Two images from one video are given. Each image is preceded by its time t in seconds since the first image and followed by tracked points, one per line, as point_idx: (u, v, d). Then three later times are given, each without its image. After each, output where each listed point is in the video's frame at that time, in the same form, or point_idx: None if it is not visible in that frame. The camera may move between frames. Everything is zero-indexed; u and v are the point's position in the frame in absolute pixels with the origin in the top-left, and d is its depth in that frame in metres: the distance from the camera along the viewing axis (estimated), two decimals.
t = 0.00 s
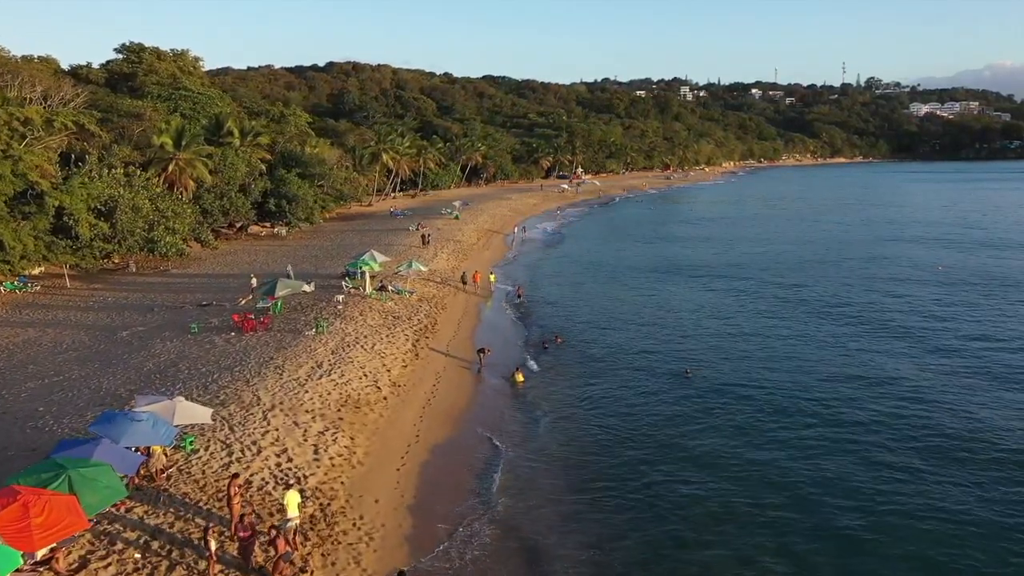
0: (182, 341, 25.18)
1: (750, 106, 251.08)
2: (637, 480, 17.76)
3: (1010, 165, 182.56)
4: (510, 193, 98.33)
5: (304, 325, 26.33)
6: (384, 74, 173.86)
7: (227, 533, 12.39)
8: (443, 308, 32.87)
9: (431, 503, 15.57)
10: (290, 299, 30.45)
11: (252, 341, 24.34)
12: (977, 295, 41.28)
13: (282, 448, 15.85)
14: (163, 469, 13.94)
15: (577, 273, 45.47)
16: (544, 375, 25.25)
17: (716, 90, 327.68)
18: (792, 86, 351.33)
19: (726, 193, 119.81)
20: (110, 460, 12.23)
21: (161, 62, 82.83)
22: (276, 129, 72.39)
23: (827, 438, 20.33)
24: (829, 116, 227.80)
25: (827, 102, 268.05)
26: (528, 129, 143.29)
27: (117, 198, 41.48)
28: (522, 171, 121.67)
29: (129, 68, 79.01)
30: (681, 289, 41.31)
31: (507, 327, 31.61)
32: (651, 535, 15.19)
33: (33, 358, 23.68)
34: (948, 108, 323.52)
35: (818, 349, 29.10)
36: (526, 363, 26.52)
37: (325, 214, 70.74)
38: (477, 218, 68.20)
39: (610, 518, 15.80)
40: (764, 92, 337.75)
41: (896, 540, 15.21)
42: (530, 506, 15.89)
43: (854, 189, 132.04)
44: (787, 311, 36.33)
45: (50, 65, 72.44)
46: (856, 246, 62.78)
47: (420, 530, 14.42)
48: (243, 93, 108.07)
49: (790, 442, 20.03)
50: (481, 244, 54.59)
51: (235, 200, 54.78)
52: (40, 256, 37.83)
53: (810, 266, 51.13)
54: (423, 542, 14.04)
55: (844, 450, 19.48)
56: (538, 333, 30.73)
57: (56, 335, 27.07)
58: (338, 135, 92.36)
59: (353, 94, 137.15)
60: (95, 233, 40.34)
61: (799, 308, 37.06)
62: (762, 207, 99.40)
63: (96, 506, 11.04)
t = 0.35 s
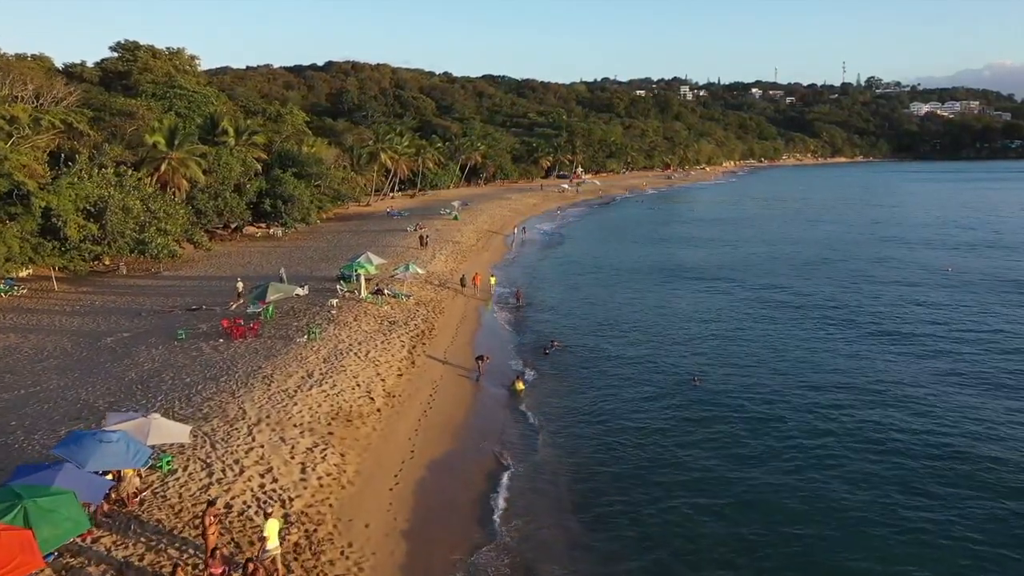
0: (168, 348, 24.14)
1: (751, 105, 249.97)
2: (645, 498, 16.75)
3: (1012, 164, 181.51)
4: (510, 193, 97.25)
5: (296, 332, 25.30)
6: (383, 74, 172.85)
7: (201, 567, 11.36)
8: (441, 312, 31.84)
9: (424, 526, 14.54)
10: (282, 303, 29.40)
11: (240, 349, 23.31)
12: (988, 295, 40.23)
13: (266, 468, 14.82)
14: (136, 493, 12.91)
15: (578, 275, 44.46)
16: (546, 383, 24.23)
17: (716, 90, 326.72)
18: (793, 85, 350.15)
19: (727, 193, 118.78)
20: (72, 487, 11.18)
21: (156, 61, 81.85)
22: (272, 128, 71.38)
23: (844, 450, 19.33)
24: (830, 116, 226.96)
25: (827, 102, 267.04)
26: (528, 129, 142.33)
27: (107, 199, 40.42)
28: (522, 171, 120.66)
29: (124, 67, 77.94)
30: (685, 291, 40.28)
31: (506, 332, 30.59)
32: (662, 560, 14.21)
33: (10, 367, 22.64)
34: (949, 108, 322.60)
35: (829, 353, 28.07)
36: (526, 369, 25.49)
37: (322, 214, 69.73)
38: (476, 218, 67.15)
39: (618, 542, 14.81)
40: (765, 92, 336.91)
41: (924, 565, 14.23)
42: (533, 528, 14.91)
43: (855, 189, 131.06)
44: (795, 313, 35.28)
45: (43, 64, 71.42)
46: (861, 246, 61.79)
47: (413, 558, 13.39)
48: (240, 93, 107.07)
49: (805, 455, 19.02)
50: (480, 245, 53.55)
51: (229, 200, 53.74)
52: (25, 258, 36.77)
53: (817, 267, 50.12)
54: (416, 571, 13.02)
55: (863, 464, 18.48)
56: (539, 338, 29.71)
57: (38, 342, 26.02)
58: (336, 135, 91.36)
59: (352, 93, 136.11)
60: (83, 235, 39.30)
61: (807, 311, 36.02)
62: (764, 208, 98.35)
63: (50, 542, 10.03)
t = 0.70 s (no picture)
0: (154, 355, 23.14)
1: (751, 105, 248.89)
2: (654, 519, 15.71)
3: (1014, 164, 180.56)
4: (510, 193, 96.25)
5: (287, 339, 24.23)
6: (382, 73, 171.69)
7: None
8: (439, 316, 30.86)
9: (418, 552, 13.56)
10: (274, 308, 28.32)
11: (229, 357, 22.32)
12: (1001, 297, 39.11)
13: (249, 490, 13.82)
14: (105, 520, 11.91)
15: (580, 277, 43.48)
16: (547, 392, 23.14)
17: (716, 90, 325.65)
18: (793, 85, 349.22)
19: (728, 193, 117.79)
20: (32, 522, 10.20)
21: (151, 59, 80.74)
22: (269, 127, 70.38)
23: (863, 466, 18.25)
24: (830, 115, 226.06)
25: (828, 101, 266.17)
26: (528, 128, 141.28)
27: (96, 199, 39.38)
28: (522, 171, 119.65)
29: (118, 65, 76.84)
30: (689, 293, 39.18)
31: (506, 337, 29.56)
32: None
33: None
34: (949, 108, 321.68)
35: (841, 359, 26.96)
36: (526, 377, 24.44)
37: (319, 215, 68.70)
38: (476, 219, 66.16)
39: (627, 569, 13.84)
40: (765, 91, 335.88)
41: None
42: (536, 552, 13.98)
43: (856, 189, 130.01)
44: (804, 316, 34.16)
45: (36, 62, 70.32)
46: (866, 247, 60.86)
47: None
48: (238, 91, 106.02)
49: (822, 472, 17.93)
50: (479, 246, 52.44)
51: (224, 200, 52.67)
52: (11, 261, 35.76)
53: (823, 269, 49.20)
54: None
55: (884, 482, 17.39)
56: (540, 343, 28.74)
57: (19, 348, 24.99)
58: (334, 134, 90.31)
59: (351, 92, 135.04)
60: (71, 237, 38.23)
61: (816, 313, 34.90)
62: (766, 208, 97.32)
63: None
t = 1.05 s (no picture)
0: (138, 363, 22.10)
1: (752, 104, 247.84)
2: (665, 541, 14.70)
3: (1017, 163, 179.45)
4: (510, 193, 95.19)
5: (277, 346, 23.18)
6: (382, 72, 170.65)
7: None
8: (437, 321, 29.80)
9: None
10: (265, 313, 27.27)
11: (215, 365, 21.28)
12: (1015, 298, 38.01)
13: (228, 516, 12.78)
14: (66, 553, 10.91)
15: (582, 279, 42.45)
16: (550, 401, 22.08)
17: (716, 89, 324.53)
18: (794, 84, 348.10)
19: (730, 193, 116.74)
20: None
21: (147, 57, 79.70)
22: (266, 125, 69.37)
23: (887, 482, 17.18)
24: (832, 114, 225.00)
25: (829, 100, 265.10)
26: (528, 127, 140.28)
27: (85, 200, 38.31)
28: (521, 170, 118.68)
29: (112, 63, 75.76)
30: (694, 295, 38.11)
31: (506, 342, 28.50)
32: None
33: None
34: (950, 107, 320.61)
35: (855, 363, 25.87)
36: (527, 385, 23.40)
37: (316, 215, 67.66)
38: (476, 219, 65.09)
39: None
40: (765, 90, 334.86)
41: None
42: None
43: (858, 189, 128.90)
44: (813, 318, 33.09)
45: (29, 60, 69.28)
46: (873, 247, 59.84)
47: None
48: (235, 91, 105.05)
49: (842, 489, 16.90)
50: (478, 246, 51.35)
51: (218, 201, 51.59)
52: None
53: (830, 270, 48.17)
54: None
55: (910, 501, 16.33)
56: (541, 348, 27.69)
57: None
58: (332, 133, 89.30)
59: (350, 91, 134.03)
60: (58, 239, 37.15)
61: (825, 315, 33.84)
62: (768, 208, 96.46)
63: None
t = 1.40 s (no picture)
0: (120, 373, 21.05)
1: (753, 103, 246.78)
2: (677, 570, 13.66)
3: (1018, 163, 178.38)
4: (510, 192, 94.09)
5: (265, 355, 22.12)
6: (381, 71, 169.53)
7: None
8: (434, 326, 28.75)
9: None
10: (255, 319, 26.22)
11: (200, 376, 20.22)
12: None
13: (203, 549, 11.74)
14: None
15: (584, 282, 41.38)
16: (552, 412, 21.04)
17: (717, 89, 323.45)
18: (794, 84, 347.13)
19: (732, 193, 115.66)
20: None
21: (141, 55, 78.57)
22: (262, 124, 68.31)
23: (913, 502, 16.16)
24: (832, 114, 223.98)
25: (829, 99, 264.00)
26: (528, 126, 139.22)
27: (73, 200, 37.24)
28: (521, 170, 117.61)
29: (106, 61, 74.71)
30: (699, 298, 37.04)
31: (506, 347, 27.45)
32: None
33: None
34: (950, 106, 319.84)
35: (870, 371, 24.79)
36: (528, 394, 22.35)
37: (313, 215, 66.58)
38: (475, 219, 64.08)
39: None
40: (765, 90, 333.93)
41: None
42: None
43: (860, 189, 127.78)
44: (823, 322, 31.99)
45: (21, 58, 68.15)
46: (878, 248, 58.82)
47: None
48: (232, 89, 103.92)
49: (864, 510, 15.87)
50: (477, 247, 50.26)
51: (212, 201, 50.53)
52: None
53: (837, 270, 47.15)
54: None
55: (937, 523, 15.29)
56: (543, 354, 26.62)
57: None
58: (329, 133, 88.24)
59: (349, 90, 132.96)
60: (44, 241, 36.08)
61: (835, 319, 32.75)
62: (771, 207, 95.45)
63: None
